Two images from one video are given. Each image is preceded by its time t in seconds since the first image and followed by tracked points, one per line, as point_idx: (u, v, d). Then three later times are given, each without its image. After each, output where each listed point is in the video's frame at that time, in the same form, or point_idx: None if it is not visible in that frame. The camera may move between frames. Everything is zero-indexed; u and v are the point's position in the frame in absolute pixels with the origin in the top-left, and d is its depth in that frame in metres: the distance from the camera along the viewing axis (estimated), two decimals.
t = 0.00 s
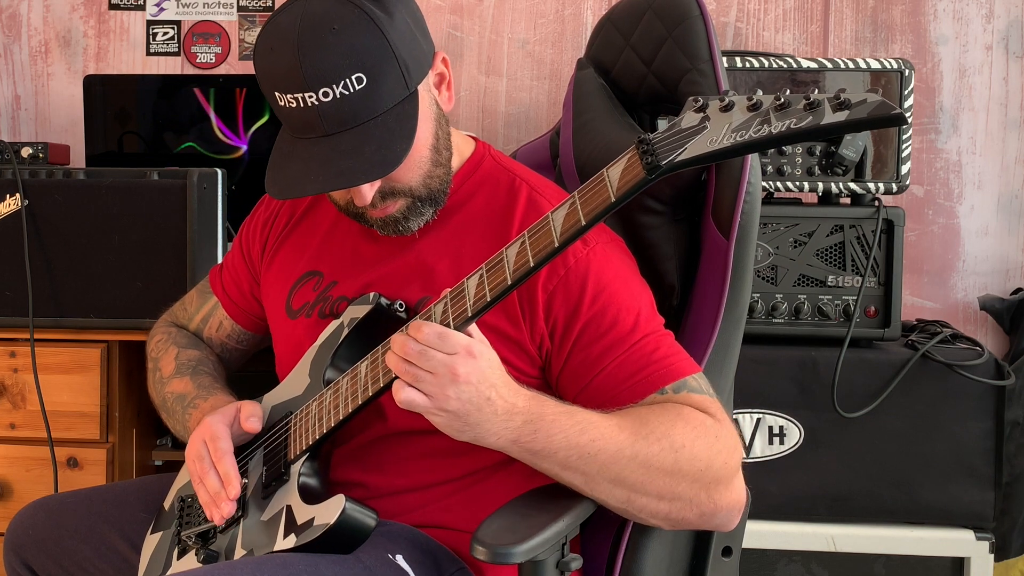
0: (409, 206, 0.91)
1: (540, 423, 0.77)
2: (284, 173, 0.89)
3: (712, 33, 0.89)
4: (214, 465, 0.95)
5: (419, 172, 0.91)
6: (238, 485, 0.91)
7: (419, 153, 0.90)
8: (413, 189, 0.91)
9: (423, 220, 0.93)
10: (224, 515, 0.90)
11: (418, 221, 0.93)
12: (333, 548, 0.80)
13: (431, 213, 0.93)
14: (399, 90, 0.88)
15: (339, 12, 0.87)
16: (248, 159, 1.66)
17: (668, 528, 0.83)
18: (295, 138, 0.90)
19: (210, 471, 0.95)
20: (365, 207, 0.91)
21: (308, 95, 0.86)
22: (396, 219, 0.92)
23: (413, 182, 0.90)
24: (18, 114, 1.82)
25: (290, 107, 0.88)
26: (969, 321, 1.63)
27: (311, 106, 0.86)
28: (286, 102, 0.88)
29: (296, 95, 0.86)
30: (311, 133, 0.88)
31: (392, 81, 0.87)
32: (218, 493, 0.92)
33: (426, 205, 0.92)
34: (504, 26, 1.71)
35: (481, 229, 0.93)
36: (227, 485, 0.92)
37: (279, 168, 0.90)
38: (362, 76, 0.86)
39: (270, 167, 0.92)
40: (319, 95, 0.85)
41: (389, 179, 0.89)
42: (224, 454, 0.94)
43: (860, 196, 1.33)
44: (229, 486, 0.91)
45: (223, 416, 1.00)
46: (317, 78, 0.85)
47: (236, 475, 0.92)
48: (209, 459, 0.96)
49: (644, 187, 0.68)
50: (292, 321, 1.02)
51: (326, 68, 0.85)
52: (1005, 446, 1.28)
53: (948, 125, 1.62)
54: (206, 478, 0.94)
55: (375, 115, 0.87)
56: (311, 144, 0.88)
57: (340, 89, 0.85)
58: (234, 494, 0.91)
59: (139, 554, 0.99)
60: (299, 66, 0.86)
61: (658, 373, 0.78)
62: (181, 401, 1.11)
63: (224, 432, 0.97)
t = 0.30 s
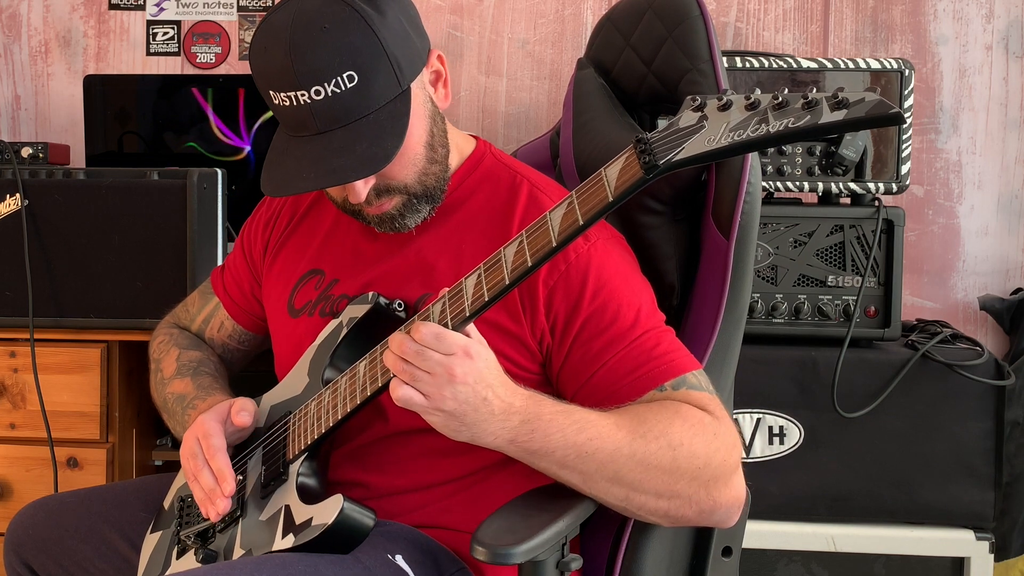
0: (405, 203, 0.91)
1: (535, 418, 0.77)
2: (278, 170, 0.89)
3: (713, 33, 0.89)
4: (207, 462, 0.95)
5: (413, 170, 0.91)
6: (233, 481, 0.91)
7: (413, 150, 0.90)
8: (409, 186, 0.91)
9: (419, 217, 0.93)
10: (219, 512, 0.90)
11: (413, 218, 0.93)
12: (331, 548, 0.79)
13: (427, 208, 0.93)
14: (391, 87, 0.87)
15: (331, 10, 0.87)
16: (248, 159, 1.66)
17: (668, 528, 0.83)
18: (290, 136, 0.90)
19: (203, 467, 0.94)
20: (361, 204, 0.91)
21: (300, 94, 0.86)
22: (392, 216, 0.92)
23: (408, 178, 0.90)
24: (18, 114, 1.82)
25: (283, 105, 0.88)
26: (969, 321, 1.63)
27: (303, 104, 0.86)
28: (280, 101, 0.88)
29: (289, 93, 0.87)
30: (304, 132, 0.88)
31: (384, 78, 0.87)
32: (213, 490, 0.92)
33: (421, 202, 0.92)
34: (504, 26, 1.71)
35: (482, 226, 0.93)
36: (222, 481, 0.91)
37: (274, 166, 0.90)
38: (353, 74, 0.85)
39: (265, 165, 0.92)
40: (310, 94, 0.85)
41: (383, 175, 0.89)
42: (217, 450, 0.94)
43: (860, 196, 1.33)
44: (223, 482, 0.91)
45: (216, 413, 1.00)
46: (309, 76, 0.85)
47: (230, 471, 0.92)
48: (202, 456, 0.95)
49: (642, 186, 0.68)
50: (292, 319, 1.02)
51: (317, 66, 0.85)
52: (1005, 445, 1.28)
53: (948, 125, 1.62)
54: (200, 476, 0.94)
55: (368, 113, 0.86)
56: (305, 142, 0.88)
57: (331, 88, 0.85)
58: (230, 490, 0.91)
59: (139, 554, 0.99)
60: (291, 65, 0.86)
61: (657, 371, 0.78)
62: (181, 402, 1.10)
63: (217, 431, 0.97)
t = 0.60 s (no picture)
0: (407, 205, 0.91)
1: (541, 426, 0.78)
2: (280, 172, 0.89)
3: (712, 33, 0.89)
4: (228, 469, 0.94)
5: (415, 171, 0.91)
6: (253, 488, 0.90)
7: (415, 153, 0.90)
8: (409, 188, 0.91)
9: (421, 219, 0.93)
10: (238, 518, 0.89)
11: (415, 220, 0.93)
12: (334, 548, 0.79)
13: (428, 211, 0.93)
14: (393, 90, 0.87)
15: (332, 13, 0.87)
16: (247, 159, 1.66)
17: (668, 527, 0.83)
18: (292, 138, 0.90)
19: (224, 473, 0.93)
20: (363, 207, 0.91)
21: (302, 97, 0.86)
22: (394, 218, 0.92)
23: (408, 180, 0.90)
24: (18, 114, 1.82)
25: (284, 107, 0.88)
26: (969, 321, 1.63)
27: (305, 107, 0.86)
28: (282, 103, 0.88)
29: (291, 95, 0.87)
30: (306, 134, 0.88)
31: (386, 81, 0.87)
32: (233, 497, 0.91)
33: (423, 204, 0.92)
34: (504, 26, 1.71)
35: (481, 225, 0.93)
36: (241, 488, 0.90)
37: (276, 167, 0.91)
38: (355, 76, 0.85)
39: (267, 167, 0.93)
40: (312, 96, 0.85)
41: (385, 177, 0.89)
42: (238, 456, 0.93)
43: (860, 196, 1.33)
44: (243, 490, 0.90)
45: (234, 417, 0.99)
46: (310, 79, 0.85)
47: (251, 479, 0.91)
48: (223, 461, 0.94)
49: (645, 187, 0.68)
50: (292, 319, 1.02)
51: (318, 69, 0.85)
52: (1005, 446, 1.28)
53: (948, 125, 1.62)
54: (220, 482, 0.93)
55: (370, 115, 0.86)
56: (305, 145, 0.88)
57: (333, 91, 0.85)
58: (250, 497, 0.90)
59: (140, 554, 0.99)
60: (292, 68, 0.86)
61: (656, 370, 0.78)
62: (180, 398, 1.10)
63: (237, 434, 0.96)
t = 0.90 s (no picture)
0: (407, 213, 0.91)
1: (542, 427, 0.78)
2: (279, 183, 0.90)
3: (712, 33, 0.89)
4: (225, 467, 0.94)
5: (414, 181, 0.91)
6: (250, 486, 0.91)
7: (414, 163, 0.90)
8: (409, 198, 0.91)
9: (421, 226, 0.93)
10: (236, 517, 0.90)
11: (415, 228, 0.93)
12: (335, 548, 0.79)
13: (428, 219, 0.93)
14: (392, 102, 0.87)
15: (329, 25, 0.87)
16: (247, 159, 1.66)
17: (668, 528, 0.83)
18: (291, 148, 0.90)
19: (222, 472, 0.94)
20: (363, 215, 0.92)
21: (300, 109, 0.86)
22: (394, 226, 0.92)
23: (408, 190, 0.90)
24: (18, 114, 1.82)
25: (283, 119, 0.88)
26: (969, 321, 1.63)
27: (303, 119, 0.86)
28: (280, 115, 0.89)
29: (288, 107, 0.87)
30: (305, 145, 0.88)
31: (384, 94, 0.87)
32: (230, 495, 0.91)
33: (423, 211, 0.92)
34: (504, 26, 1.71)
35: (482, 228, 0.93)
36: (239, 487, 0.91)
37: (275, 178, 0.91)
38: (353, 89, 0.85)
39: (267, 176, 0.93)
40: (310, 109, 0.85)
41: (385, 189, 0.89)
42: (236, 455, 0.94)
43: (860, 196, 1.32)
44: (241, 488, 0.91)
45: (231, 416, 1.00)
46: (307, 91, 0.85)
47: (249, 478, 0.92)
48: (220, 460, 0.95)
49: (649, 190, 0.68)
50: (293, 321, 1.02)
51: (316, 82, 0.85)
52: (1005, 446, 1.28)
53: (948, 125, 1.62)
54: (217, 480, 0.94)
55: (368, 127, 0.86)
56: (304, 153, 0.88)
57: (330, 103, 0.85)
58: (247, 497, 0.90)
59: (140, 554, 0.99)
60: (290, 80, 0.86)
61: (656, 373, 0.78)
62: (180, 399, 1.11)
63: (235, 433, 0.97)
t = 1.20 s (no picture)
0: (403, 214, 0.92)
1: (541, 426, 0.78)
2: (274, 184, 0.90)
3: (712, 33, 0.89)
4: (209, 463, 0.95)
5: (410, 181, 0.90)
6: (234, 482, 0.91)
7: (410, 163, 0.90)
8: (405, 199, 0.91)
9: (417, 227, 0.93)
10: (221, 513, 0.90)
11: (411, 228, 0.93)
12: (333, 548, 0.80)
13: (426, 219, 0.94)
14: (387, 103, 0.87)
15: (324, 27, 0.87)
16: (246, 159, 1.66)
17: (668, 528, 0.83)
18: (287, 148, 0.90)
19: (205, 468, 0.94)
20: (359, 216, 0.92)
21: (294, 110, 0.86)
22: (390, 226, 0.93)
23: (404, 191, 0.90)
24: (18, 114, 1.82)
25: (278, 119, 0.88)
26: (969, 321, 1.63)
27: (297, 120, 0.86)
28: (276, 115, 0.89)
29: (284, 108, 0.87)
30: (300, 146, 0.88)
31: (379, 95, 0.86)
32: (215, 491, 0.92)
33: (419, 212, 0.92)
34: (504, 26, 1.71)
35: (481, 227, 0.93)
36: (223, 483, 0.91)
37: (270, 178, 0.91)
38: (347, 91, 0.85)
39: (263, 175, 0.93)
40: (305, 110, 0.85)
41: (379, 189, 0.89)
42: (218, 452, 0.94)
43: (860, 196, 1.33)
44: (225, 484, 0.91)
45: (217, 413, 1.00)
46: (302, 93, 0.85)
47: (232, 473, 0.92)
48: (204, 457, 0.95)
49: (647, 190, 0.68)
50: (294, 322, 1.02)
51: (311, 83, 0.85)
52: (1005, 445, 1.28)
53: (948, 125, 1.62)
54: (202, 477, 0.94)
55: (362, 129, 0.86)
56: (300, 155, 0.88)
57: (324, 105, 0.85)
58: (232, 492, 0.91)
59: (139, 554, 0.99)
60: (284, 80, 0.86)
61: (654, 373, 0.78)
62: (178, 400, 1.11)
63: (218, 430, 0.97)
